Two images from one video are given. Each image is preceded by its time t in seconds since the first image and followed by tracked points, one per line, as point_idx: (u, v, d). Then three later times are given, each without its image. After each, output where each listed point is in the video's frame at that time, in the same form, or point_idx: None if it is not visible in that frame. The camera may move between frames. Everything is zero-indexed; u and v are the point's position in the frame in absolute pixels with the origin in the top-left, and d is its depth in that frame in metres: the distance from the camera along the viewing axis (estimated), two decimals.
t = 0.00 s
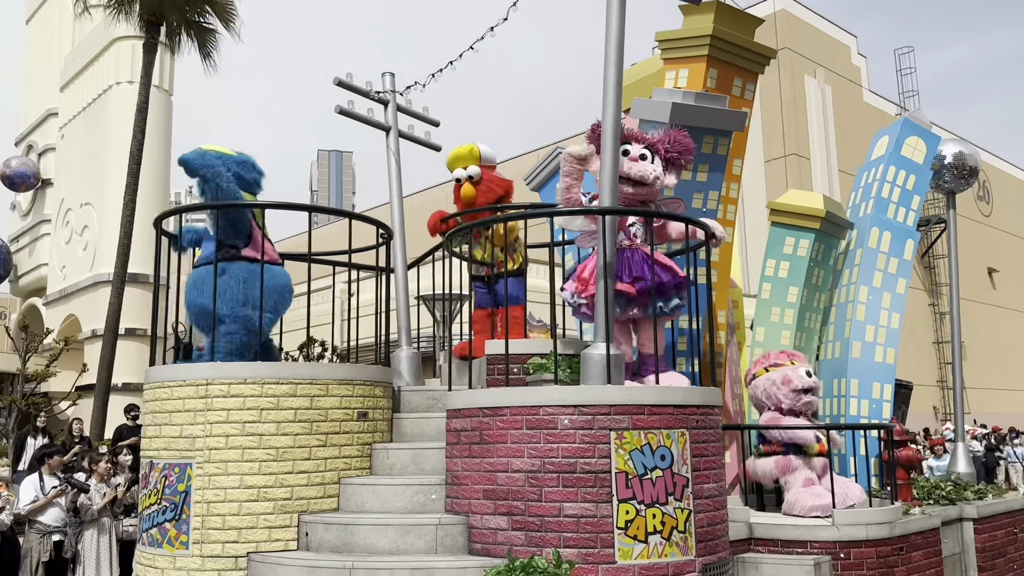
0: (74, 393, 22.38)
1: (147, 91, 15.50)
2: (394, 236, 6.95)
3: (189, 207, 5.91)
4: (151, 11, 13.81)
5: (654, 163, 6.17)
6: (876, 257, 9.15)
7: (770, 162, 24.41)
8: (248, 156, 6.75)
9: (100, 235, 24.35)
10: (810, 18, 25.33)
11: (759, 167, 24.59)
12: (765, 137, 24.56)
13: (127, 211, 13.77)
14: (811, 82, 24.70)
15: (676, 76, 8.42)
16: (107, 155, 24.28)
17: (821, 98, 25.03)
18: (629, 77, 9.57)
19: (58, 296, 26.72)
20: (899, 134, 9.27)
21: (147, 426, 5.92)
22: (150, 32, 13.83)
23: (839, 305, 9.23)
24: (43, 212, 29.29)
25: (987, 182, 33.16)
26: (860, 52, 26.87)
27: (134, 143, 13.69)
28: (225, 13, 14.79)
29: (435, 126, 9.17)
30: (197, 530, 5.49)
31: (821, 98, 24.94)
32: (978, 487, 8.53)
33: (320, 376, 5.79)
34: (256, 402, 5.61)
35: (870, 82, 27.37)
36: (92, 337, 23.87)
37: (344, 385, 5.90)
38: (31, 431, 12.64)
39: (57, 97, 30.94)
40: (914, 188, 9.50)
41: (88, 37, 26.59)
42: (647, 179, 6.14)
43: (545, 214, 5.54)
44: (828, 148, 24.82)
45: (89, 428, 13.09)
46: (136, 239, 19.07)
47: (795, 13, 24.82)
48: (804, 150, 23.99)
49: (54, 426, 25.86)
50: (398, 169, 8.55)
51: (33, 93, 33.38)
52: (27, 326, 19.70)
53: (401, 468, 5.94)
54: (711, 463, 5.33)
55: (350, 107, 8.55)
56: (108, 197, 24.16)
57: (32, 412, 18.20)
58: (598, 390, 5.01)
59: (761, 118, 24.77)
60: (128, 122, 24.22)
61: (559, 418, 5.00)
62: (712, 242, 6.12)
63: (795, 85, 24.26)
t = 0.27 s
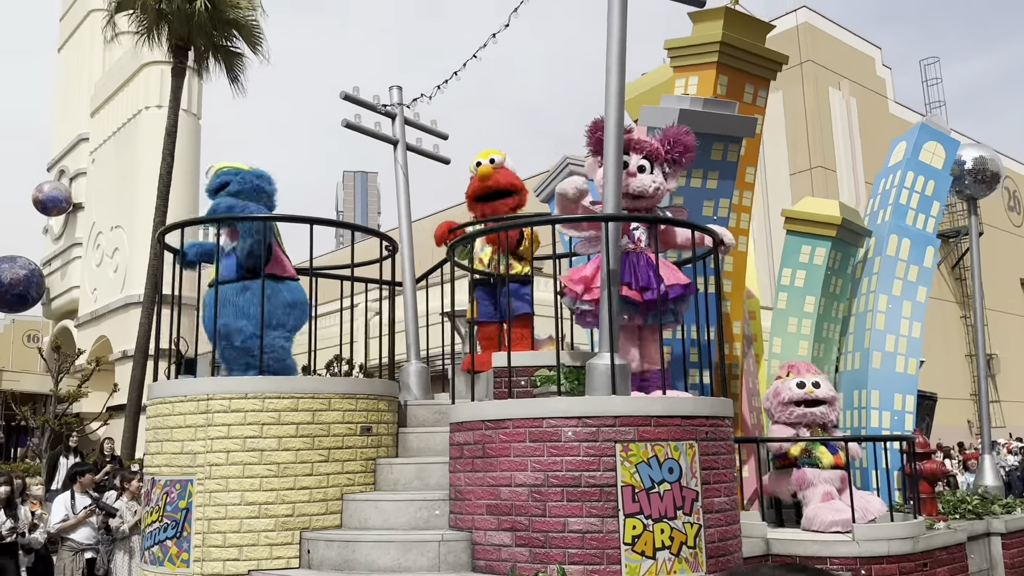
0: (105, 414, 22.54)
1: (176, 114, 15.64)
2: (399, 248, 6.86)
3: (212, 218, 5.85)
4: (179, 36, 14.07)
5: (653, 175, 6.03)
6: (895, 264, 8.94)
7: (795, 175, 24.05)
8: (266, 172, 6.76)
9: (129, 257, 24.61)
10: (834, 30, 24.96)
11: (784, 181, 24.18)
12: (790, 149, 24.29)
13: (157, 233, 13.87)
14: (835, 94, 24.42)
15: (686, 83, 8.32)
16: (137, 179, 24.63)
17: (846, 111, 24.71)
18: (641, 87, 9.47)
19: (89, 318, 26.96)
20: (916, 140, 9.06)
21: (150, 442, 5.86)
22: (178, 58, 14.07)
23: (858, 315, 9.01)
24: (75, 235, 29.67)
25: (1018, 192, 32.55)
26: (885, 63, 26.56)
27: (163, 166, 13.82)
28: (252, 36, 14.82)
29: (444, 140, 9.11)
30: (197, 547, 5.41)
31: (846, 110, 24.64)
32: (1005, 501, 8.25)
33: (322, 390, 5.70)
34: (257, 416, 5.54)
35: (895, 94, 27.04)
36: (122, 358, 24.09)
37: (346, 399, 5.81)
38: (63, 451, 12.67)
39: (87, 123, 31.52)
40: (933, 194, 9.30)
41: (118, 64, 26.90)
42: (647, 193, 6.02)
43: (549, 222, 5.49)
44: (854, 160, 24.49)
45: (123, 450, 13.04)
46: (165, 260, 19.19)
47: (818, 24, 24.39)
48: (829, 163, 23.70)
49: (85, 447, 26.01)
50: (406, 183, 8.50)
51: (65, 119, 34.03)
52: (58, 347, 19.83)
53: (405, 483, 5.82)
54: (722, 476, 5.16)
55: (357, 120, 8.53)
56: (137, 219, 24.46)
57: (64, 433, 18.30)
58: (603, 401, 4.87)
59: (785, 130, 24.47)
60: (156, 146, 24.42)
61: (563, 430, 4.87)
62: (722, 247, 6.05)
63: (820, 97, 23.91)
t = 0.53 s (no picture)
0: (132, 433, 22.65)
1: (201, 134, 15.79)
2: (401, 261, 6.77)
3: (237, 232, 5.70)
4: (203, 60, 14.25)
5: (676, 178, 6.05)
6: (911, 273, 8.72)
7: (819, 188, 23.93)
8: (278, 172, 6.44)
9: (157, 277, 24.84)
10: (856, 41, 24.61)
11: (807, 192, 24.04)
12: (813, 160, 24.08)
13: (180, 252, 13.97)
14: (859, 106, 24.16)
15: (693, 91, 8.22)
16: (162, 200, 24.88)
17: (869, 123, 24.42)
18: (649, 96, 9.39)
19: (117, 338, 27.17)
20: (931, 146, 8.88)
21: (147, 461, 5.79)
22: (202, 81, 14.28)
23: (875, 325, 8.80)
24: (103, 257, 30.02)
25: None
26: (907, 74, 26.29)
27: (190, 187, 13.97)
28: (276, 58, 14.86)
29: (449, 152, 9.05)
30: (194, 566, 5.32)
31: (870, 122, 24.35)
32: None
33: (320, 406, 5.60)
34: (254, 433, 5.44)
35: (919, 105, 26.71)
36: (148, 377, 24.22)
37: (346, 415, 5.71)
38: (90, 470, 12.72)
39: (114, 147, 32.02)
40: (950, 201, 9.09)
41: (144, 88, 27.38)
42: (674, 195, 6.00)
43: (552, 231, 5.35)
44: (879, 171, 24.25)
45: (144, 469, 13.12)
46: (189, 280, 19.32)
47: (839, 38, 23.96)
48: (853, 174, 23.55)
49: (114, 466, 26.12)
50: (412, 197, 8.44)
51: (93, 143, 34.60)
52: (88, 368, 19.88)
53: (406, 501, 5.70)
54: (730, 491, 4.99)
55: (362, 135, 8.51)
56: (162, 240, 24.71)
57: (93, 453, 18.35)
58: (604, 414, 4.74)
59: (807, 141, 24.21)
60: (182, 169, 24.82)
61: (563, 444, 4.73)
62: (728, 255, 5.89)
63: (842, 108, 23.63)
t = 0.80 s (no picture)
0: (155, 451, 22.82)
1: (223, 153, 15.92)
2: (402, 273, 6.69)
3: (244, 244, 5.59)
4: (226, 81, 14.32)
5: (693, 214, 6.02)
6: (926, 281, 8.52)
7: (842, 199, 23.55)
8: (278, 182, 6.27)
9: (188, 297, 25.32)
10: (875, 51, 24.42)
11: (830, 203, 23.75)
12: (835, 173, 23.74)
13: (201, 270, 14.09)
14: (880, 116, 23.90)
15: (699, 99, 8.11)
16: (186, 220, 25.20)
17: (892, 133, 24.12)
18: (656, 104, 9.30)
19: (143, 356, 27.29)
20: (945, 151, 8.68)
21: (143, 477, 5.72)
22: (225, 101, 14.35)
23: (890, 335, 8.60)
24: (128, 275, 30.34)
25: None
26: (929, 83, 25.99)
27: (215, 206, 14.14)
28: (298, 78, 14.94)
29: (453, 164, 8.99)
30: None
31: (892, 132, 24.06)
32: None
33: (316, 421, 5.51)
34: (250, 449, 5.35)
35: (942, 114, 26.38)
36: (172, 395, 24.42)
37: (343, 430, 5.61)
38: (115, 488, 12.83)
39: (140, 167, 32.51)
40: (965, 207, 8.89)
41: (169, 108, 28.27)
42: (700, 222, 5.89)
43: (550, 241, 5.23)
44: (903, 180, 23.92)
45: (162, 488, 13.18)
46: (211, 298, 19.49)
47: (858, 48, 23.80)
48: (876, 185, 23.18)
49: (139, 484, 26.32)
50: (415, 209, 8.37)
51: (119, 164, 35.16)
52: (114, 386, 19.88)
53: (404, 518, 5.59)
54: (735, 506, 4.83)
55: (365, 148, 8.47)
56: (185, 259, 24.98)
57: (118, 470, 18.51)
58: (603, 427, 4.60)
59: (829, 152, 23.92)
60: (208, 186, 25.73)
61: (561, 459, 4.60)
62: (733, 264, 5.70)
63: (864, 118, 23.31)
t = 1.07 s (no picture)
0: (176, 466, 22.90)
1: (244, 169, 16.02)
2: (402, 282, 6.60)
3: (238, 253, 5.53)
4: (247, 98, 14.39)
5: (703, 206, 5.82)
6: (939, 286, 8.34)
7: (863, 208, 23.17)
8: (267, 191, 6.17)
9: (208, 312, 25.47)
10: (894, 59, 24.19)
11: (852, 213, 23.33)
12: (855, 181, 23.33)
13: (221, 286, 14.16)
14: (901, 124, 23.58)
15: (704, 104, 8.02)
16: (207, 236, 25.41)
17: (911, 140, 23.76)
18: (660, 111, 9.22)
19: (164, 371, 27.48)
20: (957, 153, 8.50)
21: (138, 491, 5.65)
22: (247, 118, 14.41)
23: (903, 342, 8.41)
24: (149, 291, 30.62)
25: None
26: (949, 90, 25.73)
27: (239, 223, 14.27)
28: (318, 95, 15.01)
29: (457, 174, 8.91)
30: None
31: (912, 139, 23.68)
32: None
33: (311, 433, 5.42)
34: (243, 462, 5.27)
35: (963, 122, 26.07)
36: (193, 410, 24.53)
37: (339, 443, 5.51)
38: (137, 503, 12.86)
39: (162, 185, 32.88)
40: (977, 210, 8.71)
41: (190, 126, 28.87)
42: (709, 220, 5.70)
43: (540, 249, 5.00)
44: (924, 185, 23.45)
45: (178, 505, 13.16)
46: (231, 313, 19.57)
47: (878, 56, 23.59)
48: (898, 193, 22.73)
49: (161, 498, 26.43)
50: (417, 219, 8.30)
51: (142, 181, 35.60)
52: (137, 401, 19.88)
53: (401, 532, 5.48)
54: (738, 518, 4.68)
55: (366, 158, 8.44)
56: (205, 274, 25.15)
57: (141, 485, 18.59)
58: (599, 436, 4.48)
59: (849, 161, 23.54)
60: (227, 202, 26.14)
61: (556, 470, 4.48)
62: (733, 268, 5.53)
63: (885, 129, 23.00)
